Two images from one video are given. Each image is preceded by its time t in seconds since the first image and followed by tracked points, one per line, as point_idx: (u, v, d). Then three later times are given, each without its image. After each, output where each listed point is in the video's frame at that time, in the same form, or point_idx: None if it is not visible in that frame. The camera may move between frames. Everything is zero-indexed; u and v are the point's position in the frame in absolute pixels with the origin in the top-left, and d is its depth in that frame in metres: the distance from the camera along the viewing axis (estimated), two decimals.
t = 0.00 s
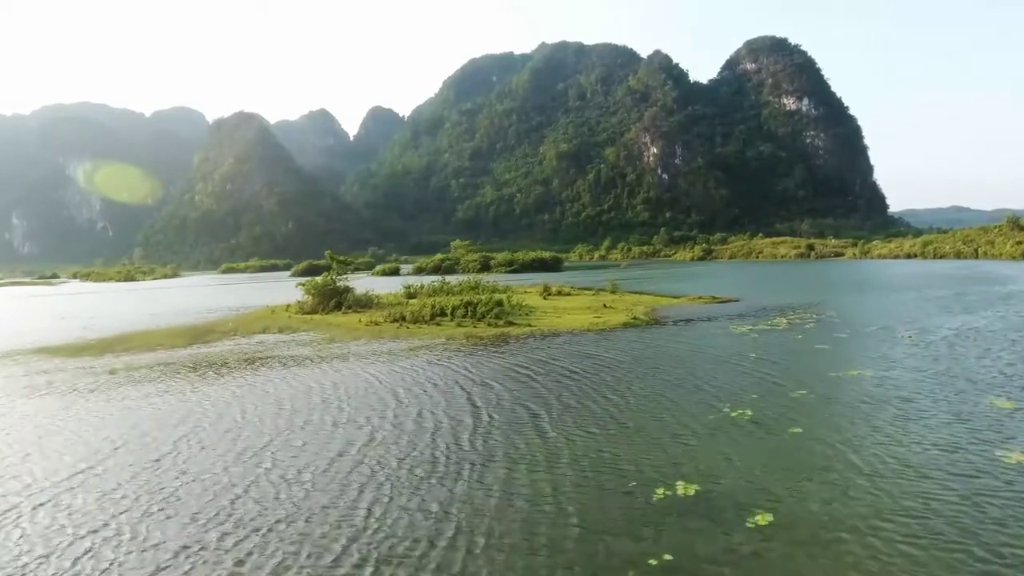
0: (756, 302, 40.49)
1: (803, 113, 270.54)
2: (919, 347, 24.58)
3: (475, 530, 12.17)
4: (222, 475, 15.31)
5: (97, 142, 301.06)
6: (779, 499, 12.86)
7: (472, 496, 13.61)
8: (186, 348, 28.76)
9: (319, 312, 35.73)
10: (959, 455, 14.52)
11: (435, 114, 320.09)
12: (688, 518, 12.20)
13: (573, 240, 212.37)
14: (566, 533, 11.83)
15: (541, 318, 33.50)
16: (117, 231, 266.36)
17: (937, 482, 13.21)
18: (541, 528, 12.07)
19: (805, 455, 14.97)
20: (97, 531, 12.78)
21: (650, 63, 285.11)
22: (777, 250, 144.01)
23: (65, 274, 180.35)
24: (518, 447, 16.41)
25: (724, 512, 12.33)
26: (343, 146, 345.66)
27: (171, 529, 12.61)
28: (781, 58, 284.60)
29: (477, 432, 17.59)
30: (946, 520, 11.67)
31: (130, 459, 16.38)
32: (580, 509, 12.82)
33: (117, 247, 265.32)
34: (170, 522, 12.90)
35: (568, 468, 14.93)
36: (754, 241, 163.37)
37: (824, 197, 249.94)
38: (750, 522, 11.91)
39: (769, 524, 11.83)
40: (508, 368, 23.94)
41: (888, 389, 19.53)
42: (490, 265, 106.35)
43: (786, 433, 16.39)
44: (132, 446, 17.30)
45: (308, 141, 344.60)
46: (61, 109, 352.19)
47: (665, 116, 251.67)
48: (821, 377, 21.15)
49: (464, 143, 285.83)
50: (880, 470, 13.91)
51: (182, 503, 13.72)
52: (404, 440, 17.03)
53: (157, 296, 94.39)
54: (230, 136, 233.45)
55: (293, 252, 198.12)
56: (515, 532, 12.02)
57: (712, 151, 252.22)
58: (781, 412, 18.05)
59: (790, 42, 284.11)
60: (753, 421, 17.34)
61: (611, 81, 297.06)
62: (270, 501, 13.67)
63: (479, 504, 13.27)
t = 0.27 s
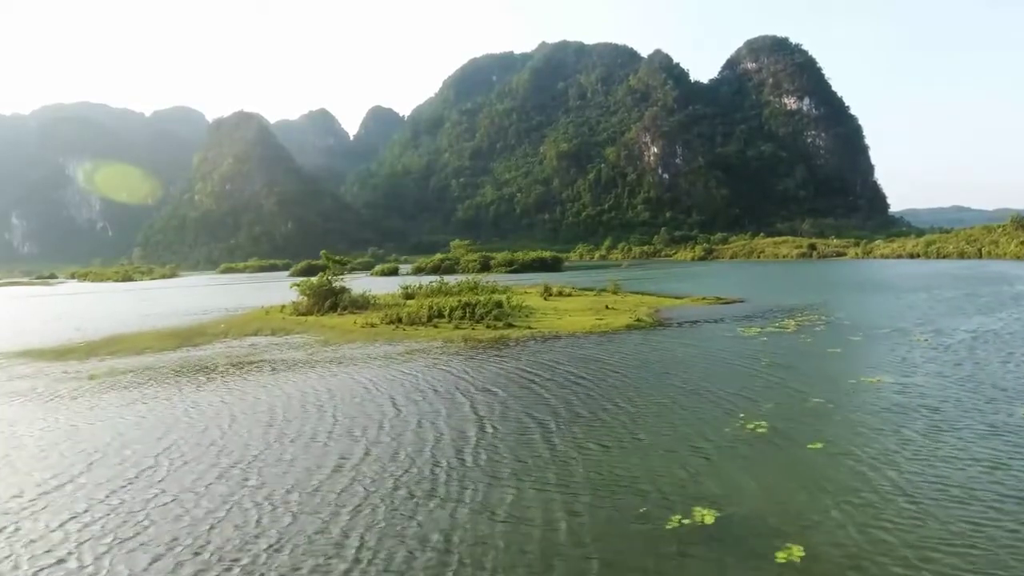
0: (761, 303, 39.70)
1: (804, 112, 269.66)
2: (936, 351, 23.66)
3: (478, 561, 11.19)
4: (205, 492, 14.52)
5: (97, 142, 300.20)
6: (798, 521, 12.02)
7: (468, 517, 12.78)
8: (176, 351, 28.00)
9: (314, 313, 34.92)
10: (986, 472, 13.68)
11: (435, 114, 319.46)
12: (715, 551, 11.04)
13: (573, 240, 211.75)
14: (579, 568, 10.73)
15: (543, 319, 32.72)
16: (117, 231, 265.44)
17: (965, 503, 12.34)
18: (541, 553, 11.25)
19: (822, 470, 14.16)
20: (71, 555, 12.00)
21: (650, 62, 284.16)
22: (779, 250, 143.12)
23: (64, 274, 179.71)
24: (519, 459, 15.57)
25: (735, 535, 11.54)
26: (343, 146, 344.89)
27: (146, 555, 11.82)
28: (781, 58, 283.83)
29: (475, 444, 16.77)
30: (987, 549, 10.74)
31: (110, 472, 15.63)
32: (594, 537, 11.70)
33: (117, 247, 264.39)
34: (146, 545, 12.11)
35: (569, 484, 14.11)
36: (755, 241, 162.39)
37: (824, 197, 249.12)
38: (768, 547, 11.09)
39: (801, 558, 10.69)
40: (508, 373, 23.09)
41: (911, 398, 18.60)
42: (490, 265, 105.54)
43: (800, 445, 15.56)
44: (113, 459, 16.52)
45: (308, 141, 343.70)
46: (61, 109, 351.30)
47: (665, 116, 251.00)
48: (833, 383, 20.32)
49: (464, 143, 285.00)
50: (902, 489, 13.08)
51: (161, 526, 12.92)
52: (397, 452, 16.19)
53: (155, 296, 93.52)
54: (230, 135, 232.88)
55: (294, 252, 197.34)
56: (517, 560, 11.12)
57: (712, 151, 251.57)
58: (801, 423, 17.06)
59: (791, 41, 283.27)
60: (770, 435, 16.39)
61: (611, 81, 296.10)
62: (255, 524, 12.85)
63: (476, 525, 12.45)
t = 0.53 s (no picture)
0: (766, 304, 38.89)
1: (805, 112, 268.79)
2: (958, 357, 22.58)
3: None
4: (183, 500, 13.66)
5: (97, 142, 299.56)
6: (815, 536, 11.21)
7: (462, 533, 11.90)
8: (165, 353, 27.26)
9: (309, 314, 34.18)
10: None
11: (435, 114, 318.75)
12: None
13: (573, 240, 211.00)
14: None
15: (543, 321, 31.78)
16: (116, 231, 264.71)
17: (1009, 523, 11.30)
18: None
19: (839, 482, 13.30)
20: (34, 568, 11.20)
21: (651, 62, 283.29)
22: (781, 250, 142.23)
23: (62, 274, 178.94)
24: (516, 469, 14.76)
25: (758, 559, 10.51)
26: (343, 146, 344.15)
27: (114, 567, 11.03)
28: (782, 58, 283.04)
29: (471, 452, 15.97)
30: None
31: (83, 483, 14.62)
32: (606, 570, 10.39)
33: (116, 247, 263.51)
34: (114, 566, 11.10)
35: (570, 495, 13.31)
36: (756, 241, 161.50)
37: (825, 196, 248.34)
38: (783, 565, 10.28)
39: None
40: (506, 377, 22.27)
41: (939, 408, 17.46)
42: (490, 265, 104.75)
43: (814, 454, 14.74)
44: (91, 463, 15.76)
45: (308, 141, 342.99)
46: (61, 109, 350.55)
47: (665, 116, 250.20)
48: (849, 389, 19.38)
49: (464, 142, 284.22)
50: (925, 501, 12.24)
51: (134, 536, 12.17)
52: (391, 463, 15.24)
53: (152, 296, 92.64)
54: (229, 135, 232.19)
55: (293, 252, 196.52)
56: None
57: (713, 150, 250.79)
58: (824, 435, 15.88)
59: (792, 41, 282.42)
60: (793, 449, 15.19)
61: (612, 81, 295.23)
62: (232, 537, 12.02)
63: (468, 540, 11.61)
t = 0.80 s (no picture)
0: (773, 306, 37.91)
1: (806, 112, 267.65)
2: (987, 362, 21.32)
3: None
4: (157, 511, 12.73)
5: (97, 142, 298.43)
6: (833, 547, 10.34)
7: (447, 546, 10.96)
8: (151, 357, 26.43)
9: (303, 317, 33.34)
10: None
11: (435, 114, 317.83)
12: None
13: (574, 240, 210.08)
14: None
15: (545, 324, 30.72)
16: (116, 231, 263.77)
17: None
18: None
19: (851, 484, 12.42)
20: None
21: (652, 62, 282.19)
22: (783, 250, 141.15)
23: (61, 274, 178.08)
24: (510, 473, 13.91)
25: None
26: (343, 145, 343.38)
27: None
28: (783, 58, 281.94)
29: (464, 456, 15.10)
30: None
31: (45, 503, 13.22)
32: None
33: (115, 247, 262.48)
34: None
35: (582, 517, 11.92)
36: (758, 241, 160.54)
37: (826, 196, 247.34)
38: None
39: None
40: (504, 382, 21.31)
41: (978, 416, 16.14)
42: (490, 265, 103.95)
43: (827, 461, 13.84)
44: (57, 480, 14.37)
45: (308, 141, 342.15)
46: (61, 109, 349.84)
47: (666, 116, 249.18)
48: (876, 397, 18.12)
49: (465, 142, 283.25)
50: (986, 526, 10.84)
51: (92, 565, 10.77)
52: (384, 478, 13.90)
53: (149, 297, 91.63)
54: (229, 135, 231.38)
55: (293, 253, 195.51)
56: None
57: (714, 150, 249.78)
58: (855, 446, 14.57)
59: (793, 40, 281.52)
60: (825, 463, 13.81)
61: (612, 80, 294.06)
62: (199, 546, 11.23)
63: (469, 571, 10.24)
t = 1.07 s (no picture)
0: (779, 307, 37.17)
1: (807, 112, 266.82)
2: (1013, 369, 20.40)
3: None
4: (130, 539, 11.61)
5: (97, 142, 297.87)
6: None
7: None
8: (140, 361, 25.72)
9: (298, 319, 32.61)
10: None
11: (435, 113, 317.08)
12: None
13: (574, 240, 209.31)
14: None
15: (546, 327, 29.89)
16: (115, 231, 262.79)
17: None
18: None
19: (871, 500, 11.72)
20: None
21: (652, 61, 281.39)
22: (785, 250, 140.39)
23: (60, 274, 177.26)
24: (509, 486, 13.24)
25: None
26: (343, 145, 342.73)
27: None
28: (783, 57, 281.22)
29: (461, 467, 14.39)
30: None
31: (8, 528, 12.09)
32: None
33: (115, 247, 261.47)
34: None
35: (597, 547, 10.77)
36: (759, 241, 159.81)
37: (827, 196, 246.49)
38: None
39: None
40: (503, 388, 20.61)
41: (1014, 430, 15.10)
42: (490, 265, 103.26)
43: (849, 477, 12.96)
44: (24, 501, 13.25)
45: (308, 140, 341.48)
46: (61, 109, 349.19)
47: (667, 115, 248.45)
48: (901, 408, 17.12)
49: (464, 142, 282.49)
50: None
51: None
52: (378, 501, 12.83)
53: (147, 298, 90.74)
54: (229, 135, 230.69)
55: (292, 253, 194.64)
56: None
57: (714, 150, 249.04)
58: (887, 465, 13.49)
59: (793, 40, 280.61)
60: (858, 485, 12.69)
61: (612, 80, 293.10)
62: (179, 564, 10.61)
63: None
